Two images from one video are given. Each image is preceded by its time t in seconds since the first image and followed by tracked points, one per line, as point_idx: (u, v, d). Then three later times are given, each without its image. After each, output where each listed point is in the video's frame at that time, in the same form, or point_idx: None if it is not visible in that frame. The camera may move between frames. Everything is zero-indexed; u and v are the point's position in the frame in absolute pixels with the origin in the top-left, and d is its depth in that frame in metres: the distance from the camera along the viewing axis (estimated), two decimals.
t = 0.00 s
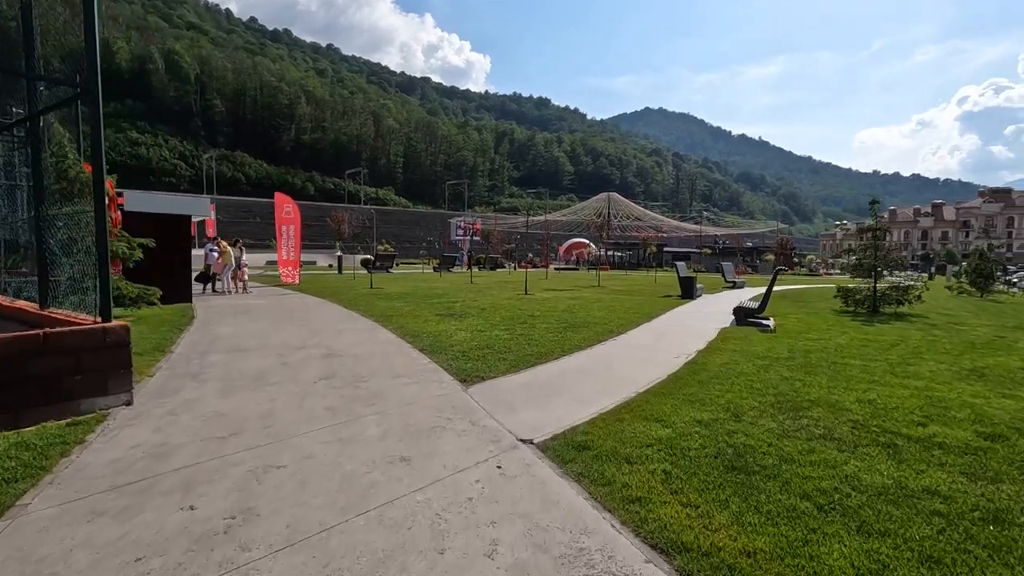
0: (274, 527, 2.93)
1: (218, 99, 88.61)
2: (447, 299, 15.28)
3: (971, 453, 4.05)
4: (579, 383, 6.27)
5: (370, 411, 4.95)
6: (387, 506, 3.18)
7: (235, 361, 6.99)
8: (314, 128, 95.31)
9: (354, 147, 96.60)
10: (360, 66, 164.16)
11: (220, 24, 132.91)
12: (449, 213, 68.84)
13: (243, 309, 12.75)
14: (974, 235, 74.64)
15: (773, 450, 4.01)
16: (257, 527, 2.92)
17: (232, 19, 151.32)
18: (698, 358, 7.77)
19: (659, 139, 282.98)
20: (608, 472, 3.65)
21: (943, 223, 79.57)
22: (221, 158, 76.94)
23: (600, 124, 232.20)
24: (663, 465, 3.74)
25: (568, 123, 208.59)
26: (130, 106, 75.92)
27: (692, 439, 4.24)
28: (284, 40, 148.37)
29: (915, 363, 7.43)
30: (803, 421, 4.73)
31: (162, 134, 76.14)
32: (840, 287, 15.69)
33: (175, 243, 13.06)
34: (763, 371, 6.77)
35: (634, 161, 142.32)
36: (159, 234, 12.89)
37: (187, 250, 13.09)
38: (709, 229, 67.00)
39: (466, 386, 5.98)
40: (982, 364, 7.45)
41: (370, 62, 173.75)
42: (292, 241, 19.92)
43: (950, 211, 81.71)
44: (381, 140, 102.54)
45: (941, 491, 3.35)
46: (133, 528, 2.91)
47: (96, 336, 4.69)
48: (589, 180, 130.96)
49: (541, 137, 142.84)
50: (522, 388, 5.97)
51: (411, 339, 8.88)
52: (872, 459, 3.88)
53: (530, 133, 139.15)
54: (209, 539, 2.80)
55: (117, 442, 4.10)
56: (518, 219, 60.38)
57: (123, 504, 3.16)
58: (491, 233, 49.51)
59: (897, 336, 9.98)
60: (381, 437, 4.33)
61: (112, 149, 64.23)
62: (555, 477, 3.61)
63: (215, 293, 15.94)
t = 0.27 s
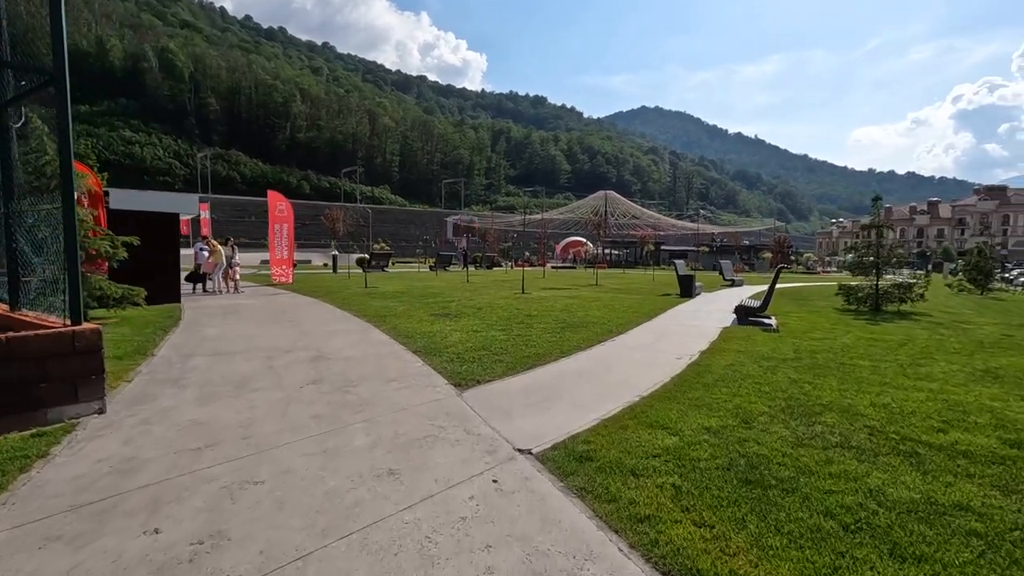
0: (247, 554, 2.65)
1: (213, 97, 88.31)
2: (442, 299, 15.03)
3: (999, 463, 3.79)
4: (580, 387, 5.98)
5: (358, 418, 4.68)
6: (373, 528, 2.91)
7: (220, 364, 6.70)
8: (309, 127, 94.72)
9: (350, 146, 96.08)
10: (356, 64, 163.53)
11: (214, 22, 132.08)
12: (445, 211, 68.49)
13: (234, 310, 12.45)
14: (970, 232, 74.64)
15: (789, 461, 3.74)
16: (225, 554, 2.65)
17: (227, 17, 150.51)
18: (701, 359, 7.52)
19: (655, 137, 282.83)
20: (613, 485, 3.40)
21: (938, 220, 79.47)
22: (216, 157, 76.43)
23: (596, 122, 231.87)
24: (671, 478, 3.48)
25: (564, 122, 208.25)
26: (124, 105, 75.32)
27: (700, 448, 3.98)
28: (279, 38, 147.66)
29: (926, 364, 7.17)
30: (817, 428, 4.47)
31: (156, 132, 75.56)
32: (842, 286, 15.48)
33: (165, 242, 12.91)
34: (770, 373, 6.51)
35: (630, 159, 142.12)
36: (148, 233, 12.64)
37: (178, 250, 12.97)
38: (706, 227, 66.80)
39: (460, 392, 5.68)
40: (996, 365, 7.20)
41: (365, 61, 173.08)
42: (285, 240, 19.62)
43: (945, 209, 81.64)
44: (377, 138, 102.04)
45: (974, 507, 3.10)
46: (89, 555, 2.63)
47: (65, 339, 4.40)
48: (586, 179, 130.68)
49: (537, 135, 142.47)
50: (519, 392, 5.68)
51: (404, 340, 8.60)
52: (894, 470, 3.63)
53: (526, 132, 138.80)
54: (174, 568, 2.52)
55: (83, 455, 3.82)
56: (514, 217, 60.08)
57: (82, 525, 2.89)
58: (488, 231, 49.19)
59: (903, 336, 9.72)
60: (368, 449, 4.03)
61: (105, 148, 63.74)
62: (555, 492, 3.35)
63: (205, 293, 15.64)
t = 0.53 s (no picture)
0: None
1: (209, 96, 87.86)
2: (439, 299, 14.72)
3: None
4: (583, 394, 5.68)
5: (347, 429, 4.36)
6: (357, 559, 2.60)
7: (205, 369, 6.37)
8: (307, 126, 94.08)
9: (347, 144, 95.58)
10: (354, 63, 162.97)
11: (211, 20, 131.46)
12: (443, 210, 68.10)
13: (226, 310, 12.11)
14: (968, 231, 74.47)
15: (812, 479, 3.44)
16: None
17: (224, 16, 149.84)
18: (707, 362, 7.23)
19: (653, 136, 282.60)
20: (623, 508, 3.09)
21: (936, 219, 79.25)
22: (213, 156, 75.94)
23: (595, 121, 231.49)
24: (686, 499, 3.17)
25: (562, 120, 207.79)
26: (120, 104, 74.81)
27: (714, 463, 3.68)
28: (276, 37, 147.05)
29: (943, 367, 6.87)
30: (839, 440, 4.17)
31: (153, 131, 75.07)
32: (847, 285, 15.20)
33: (151, 241, 12.50)
34: (782, 378, 6.20)
35: (629, 158, 141.82)
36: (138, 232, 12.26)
37: (168, 249, 12.61)
38: (705, 226, 66.49)
39: (457, 399, 5.36)
40: (1014, 368, 6.92)
41: (363, 60, 172.45)
42: (280, 239, 19.26)
43: (943, 208, 81.34)
44: (374, 137, 101.54)
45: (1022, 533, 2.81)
46: None
47: (31, 345, 4.09)
48: (584, 178, 130.35)
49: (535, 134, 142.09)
50: (518, 400, 5.37)
51: (399, 343, 8.28)
52: (928, 488, 3.33)
53: (524, 130, 138.39)
54: None
55: (45, 473, 3.51)
56: (513, 216, 59.72)
57: (32, 556, 2.58)
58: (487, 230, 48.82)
59: (913, 337, 9.44)
60: (355, 463, 3.71)
61: (101, 147, 63.26)
62: (559, 516, 3.05)
63: (198, 293, 15.29)
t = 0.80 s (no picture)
0: None
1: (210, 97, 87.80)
2: (439, 301, 14.42)
3: None
4: (589, 404, 5.37)
5: (337, 448, 4.03)
6: None
7: (190, 377, 6.05)
8: (308, 127, 93.83)
9: (348, 145, 95.30)
10: (355, 65, 162.93)
11: (212, 21, 131.47)
12: (443, 211, 67.81)
13: (220, 313, 11.81)
14: (970, 232, 73.99)
15: (846, 505, 3.11)
16: None
17: (225, 17, 149.91)
18: (718, 369, 6.91)
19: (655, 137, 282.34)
20: (636, 542, 2.78)
21: (938, 219, 78.71)
22: (214, 157, 75.75)
23: (596, 121, 231.12)
24: (707, 530, 2.85)
25: (563, 121, 207.38)
26: (122, 105, 74.74)
27: (736, 485, 3.36)
28: (277, 38, 147.06)
29: (966, 374, 6.54)
30: (868, 457, 3.85)
31: (153, 132, 74.92)
32: (857, 287, 14.86)
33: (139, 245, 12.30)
34: (799, 386, 5.89)
35: (630, 158, 141.51)
36: (130, 234, 12.14)
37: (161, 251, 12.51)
38: (707, 226, 66.07)
39: (455, 410, 5.05)
40: None
41: (364, 60, 172.33)
42: (277, 240, 18.98)
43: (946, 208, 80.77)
44: (375, 138, 101.28)
45: None
46: None
47: None
48: (585, 178, 130.02)
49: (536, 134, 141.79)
50: (520, 410, 5.06)
51: (395, 347, 7.97)
52: (972, 516, 3.03)
53: (525, 131, 138.19)
54: None
55: None
56: (514, 217, 59.38)
57: None
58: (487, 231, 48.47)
59: (931, 341, 9.09)
60: (343, 486, 3.39)
61: (101, 148, 63.12)
62: (570, 550, 2.73)
63: (193, 295, 15.00)
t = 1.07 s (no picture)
0: None
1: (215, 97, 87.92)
2: (442, 302, 14.15)
3: None
4: (599, 415, 5.06)
5: (329, 464, 3.75)
6: None
7: (180, 385, 5.81)
8: (312, 127, 93.76)
9: (352, 145, 95.22)
10: (359, 65, 163.01)
11: (217, 22, 131.76)
12: (447, 210, 67.55)
13: (219, 315, 11.57)
14: (979, 230, 73.15)
15: (891, 535, 2.79)
16: None
17: (230, 18, 150.30)
18: (733, 374, 6.59)
19: (660, 135, 281.23)
20: None
21: (947, 217, 77.77)
22: (218, 157, 75.79)
23: (600, 120, 230.34)
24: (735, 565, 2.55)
25: (567, 120, 206.79)
26: (127, 106, 74.90)
27: (767, 511, 3.03)
28: (282, 39, 147.32)
29: (997, 381, 6.18)
30: (909, 477, 3.51)
31: (158, 132, 75.03)
32: (871, 286, 14.47)
33: (136, 246, 12.15)
34: (821, 394, 5.55)
35: (634, 157, 140.92)
36: (125, 235, 11.97)
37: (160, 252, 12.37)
38: (712, 225, 65.51)
39: (457, 420, 4.76)
40: None
41: (368, 61, 172.47)
42: (278, 240, 18.75)
43: (954, 206, 79.89)
44: (379, 137, 101.16)
45: None
46: None
47: None
48: (589, 177, 129.56)
49: (540, 134, 141.38)
50: (525, 421, 4.76)
51: (396, 351, 7.70)
52: None
53: (529, 130, 137.83)
54: None
55: None
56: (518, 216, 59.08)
57: None
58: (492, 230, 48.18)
59: (953, 344, 8.73)
60: (331, 510, 3.09)
61: (106, 149, 63.25)
62: None
63: (192, 296, 14.78)
